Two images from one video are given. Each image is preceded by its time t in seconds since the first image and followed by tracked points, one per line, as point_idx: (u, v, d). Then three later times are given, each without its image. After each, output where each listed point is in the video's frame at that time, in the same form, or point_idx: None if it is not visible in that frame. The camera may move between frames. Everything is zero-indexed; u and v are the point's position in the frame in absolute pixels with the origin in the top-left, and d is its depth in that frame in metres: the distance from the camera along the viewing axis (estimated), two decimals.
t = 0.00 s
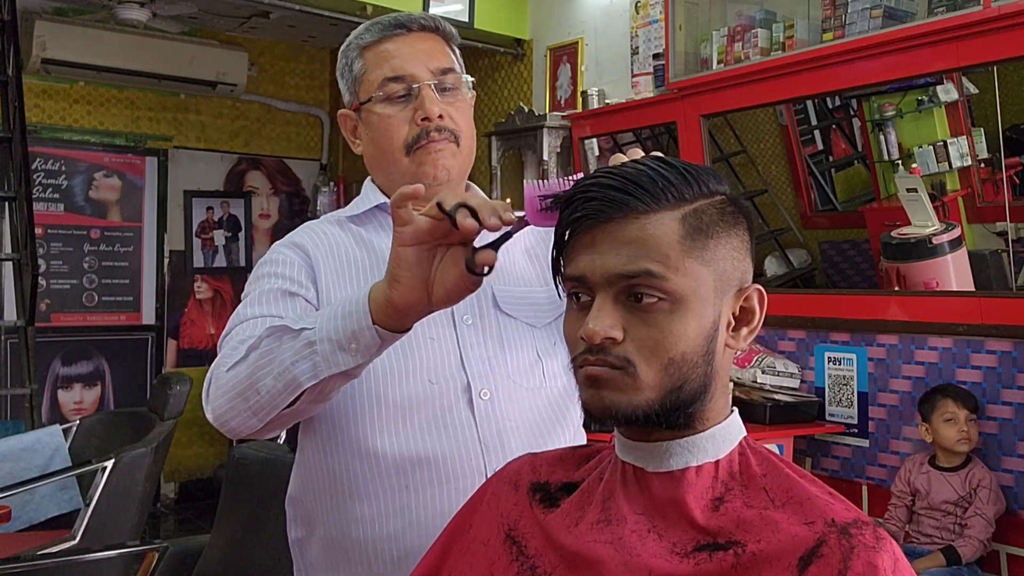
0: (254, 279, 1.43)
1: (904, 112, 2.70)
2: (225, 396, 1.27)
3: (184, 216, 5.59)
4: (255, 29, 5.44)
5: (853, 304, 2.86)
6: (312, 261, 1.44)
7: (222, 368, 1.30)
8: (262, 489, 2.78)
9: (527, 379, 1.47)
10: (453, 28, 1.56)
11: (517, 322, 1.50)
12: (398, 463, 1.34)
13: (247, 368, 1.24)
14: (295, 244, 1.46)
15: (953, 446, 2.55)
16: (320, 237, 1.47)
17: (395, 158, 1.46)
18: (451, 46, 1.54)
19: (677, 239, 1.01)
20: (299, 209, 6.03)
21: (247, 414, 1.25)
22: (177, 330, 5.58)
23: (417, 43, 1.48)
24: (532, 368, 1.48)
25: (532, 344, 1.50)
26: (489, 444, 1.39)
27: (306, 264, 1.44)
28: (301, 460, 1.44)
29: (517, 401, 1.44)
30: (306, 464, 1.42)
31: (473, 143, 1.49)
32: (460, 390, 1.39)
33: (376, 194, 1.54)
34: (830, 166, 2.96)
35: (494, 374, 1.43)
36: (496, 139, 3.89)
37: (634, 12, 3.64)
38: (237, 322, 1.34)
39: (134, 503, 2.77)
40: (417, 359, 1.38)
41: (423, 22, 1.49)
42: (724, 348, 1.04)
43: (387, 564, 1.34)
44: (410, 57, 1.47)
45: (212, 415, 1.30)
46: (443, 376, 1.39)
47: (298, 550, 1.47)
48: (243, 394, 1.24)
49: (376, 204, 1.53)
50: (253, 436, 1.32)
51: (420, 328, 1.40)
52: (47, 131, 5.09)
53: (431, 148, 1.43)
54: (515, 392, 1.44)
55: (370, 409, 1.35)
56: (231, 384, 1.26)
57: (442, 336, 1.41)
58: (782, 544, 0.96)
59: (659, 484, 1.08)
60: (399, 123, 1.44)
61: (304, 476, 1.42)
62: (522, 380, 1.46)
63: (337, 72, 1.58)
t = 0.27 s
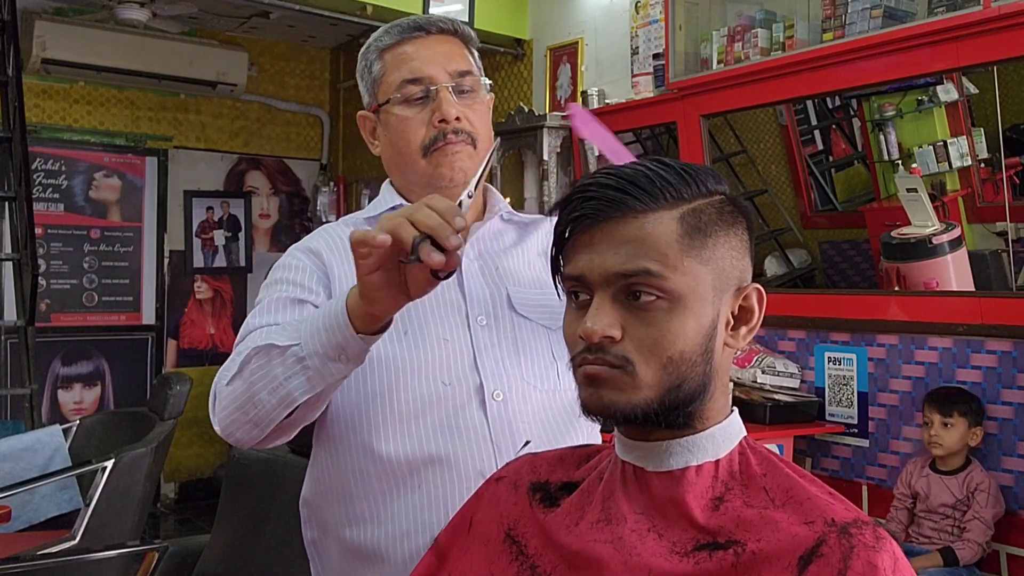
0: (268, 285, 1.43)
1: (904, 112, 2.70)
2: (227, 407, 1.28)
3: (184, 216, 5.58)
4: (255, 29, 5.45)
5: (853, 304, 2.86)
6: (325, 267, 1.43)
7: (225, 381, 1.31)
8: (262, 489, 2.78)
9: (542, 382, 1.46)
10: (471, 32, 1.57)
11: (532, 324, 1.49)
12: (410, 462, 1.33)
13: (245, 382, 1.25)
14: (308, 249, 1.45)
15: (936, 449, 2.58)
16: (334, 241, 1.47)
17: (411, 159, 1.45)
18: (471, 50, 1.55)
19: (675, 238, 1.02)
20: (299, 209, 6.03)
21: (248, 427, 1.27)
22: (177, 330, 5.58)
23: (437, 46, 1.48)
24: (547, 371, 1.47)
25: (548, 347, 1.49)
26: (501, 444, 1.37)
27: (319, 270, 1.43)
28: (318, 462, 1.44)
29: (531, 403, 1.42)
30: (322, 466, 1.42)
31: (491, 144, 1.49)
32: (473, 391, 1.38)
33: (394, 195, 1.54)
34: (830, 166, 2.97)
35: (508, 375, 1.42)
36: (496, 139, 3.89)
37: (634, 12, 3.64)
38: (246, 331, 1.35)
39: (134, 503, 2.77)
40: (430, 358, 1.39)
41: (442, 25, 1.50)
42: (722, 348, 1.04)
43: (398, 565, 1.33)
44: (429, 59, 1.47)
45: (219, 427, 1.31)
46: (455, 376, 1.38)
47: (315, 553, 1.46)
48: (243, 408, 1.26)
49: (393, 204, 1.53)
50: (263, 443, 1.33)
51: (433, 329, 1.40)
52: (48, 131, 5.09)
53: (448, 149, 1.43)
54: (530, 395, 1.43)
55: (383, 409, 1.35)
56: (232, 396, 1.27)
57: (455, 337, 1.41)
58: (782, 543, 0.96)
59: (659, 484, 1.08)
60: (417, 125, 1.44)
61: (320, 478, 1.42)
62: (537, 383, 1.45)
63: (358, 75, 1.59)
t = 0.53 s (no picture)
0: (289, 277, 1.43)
1: (904, 112, 2.70)
2: (240, 399, 1.28)
3: (184, 216, 5.58)
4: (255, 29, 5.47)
5: (853, 304, 2.86)
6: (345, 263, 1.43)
7: (240, 369, 1.30)
8: (262, 489, 2.78)
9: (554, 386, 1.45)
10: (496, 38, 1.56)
11: (547, 328, 1.49)
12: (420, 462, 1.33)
13: (259, 375, 1.25)
14: (330, 245, 1.45)
15: (929, 451, 2.59)
16: (355, 238, 1.47)
17: (433, 162, 1.45)
18: (495, 54, 1.53)
19: (674, 237, 1.02)
20: (299, 209, 6.02)
21: (260, 419, 1.26)
22: (177, 330, 5.58)
23: (463, 49, 1.47)
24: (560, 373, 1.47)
25: (563, 351, 1.48)
26: (512, 445, 1.37)
27: (340, 266, 1.43)
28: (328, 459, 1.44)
29: (543, 406, 1.42)
30: (333, 462, 1.42)
31: (512, 149, 1.50)
32: (485, 391, 1.38)
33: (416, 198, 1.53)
34: (830, 167, 2.98)
35: (521, 378, 1.42)
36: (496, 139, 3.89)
37: (634, 12, 3.64)
38: (264, 321, 1.35)
39: (134, 503, 2.77)
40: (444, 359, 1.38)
41: (468, 30, 1.48)
42: (722, 347, 1.04)
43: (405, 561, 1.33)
44: (455, 64, 1.46)
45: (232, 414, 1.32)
46: (467, 376, 1.39)
47: (324, 548, 1.47)
48: (256, 399, 1.25)
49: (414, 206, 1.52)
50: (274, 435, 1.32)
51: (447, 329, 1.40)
52: (48, 131, 5.10)
53: (470, 154, 1.43)
54: (542, 398, 1.43)
55: (395, 407, 1.35)
56: (245, 388, 1.27)
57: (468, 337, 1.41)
58: (782, 543, 0.96)
59: (659, 484, 1.08)
60: (440, 128, 1.43)
61: (331, 473, 1.42)
62: (549, 386, 1.45)
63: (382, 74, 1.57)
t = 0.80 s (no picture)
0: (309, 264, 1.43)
1: (904, 112, 2.70)
2: (264, 368, 1.26)
3: (184, 216, 5.58)
4: (255, 29, 5.48)
5: (853, 304, 2.86)
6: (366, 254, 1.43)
7: (264, 338, 1.29)
8: (262, 489, 2.78)
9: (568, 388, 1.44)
10: (526, 45, 1.56)
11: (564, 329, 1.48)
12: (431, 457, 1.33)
13: (287, 341, 1.24)
14: (351, 234, 1.45)
15: (930, 449, 2.59)
16: (376, 231, 1.47)
17: (458, 161, 1.42)
18: (525, 60, 1.53)
19: (675, 237, 1.01)
20: (299, 209, 6.02)
21: (285, 386, 1.25)
22: (177, 330, 5.58)
23: (493, 52, 1.47)
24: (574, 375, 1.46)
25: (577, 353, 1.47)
26: (522, 444, 1.36)
27: (360, 256, 1.43)
28: (340, 449, 1.44)
29: (556, 408, 1.41)
30: (345, 456, 1.43)
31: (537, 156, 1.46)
32: (499, 390, 1.37)
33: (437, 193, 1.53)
34: (830, 167, 2.97)
35: (537, 379, 1.41)
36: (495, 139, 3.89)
37: (634, 12, 3.64)
38: (284, 301, 1.33)
39: (134, 503, 2.77)
40: (460, 355, 1.38)
41: (499, 33, 1.49)
42: (723, 347, 1.04)
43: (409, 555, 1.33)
44: (485, 65, 1.45)
45: (251, 387, 1.30)
46: (482, 374, 1.38)
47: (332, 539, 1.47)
48: (281, 364, 1.24)
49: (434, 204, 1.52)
50: (290, 410, 1.31)
51: (463, 326, 1.40)
52: (47, 131, 5.10)
53: (495, 154, 1.40)
54: (556, 400, 1.42)
55: (408, 402, 1.35)
56: (271, 355, 1.26)
57: (484, 334, 1.40)
58: (782, 544, 0.96)
59: (660, 484, 1.08)
60: (467, 128, 1.41)
61: (342, 466, 1.43)
62: (564, 388, 1.44)
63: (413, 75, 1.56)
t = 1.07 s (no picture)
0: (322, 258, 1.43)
1: (904, 112, 2.70)
2: (267, 355, 1.28)
3: (184, 216, 5.58)
4: (255, 29, 5.48)
5: (853, 304, 2.86)
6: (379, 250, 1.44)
7: (270, 328, 1.31)
8: (262, 489, 2.78)
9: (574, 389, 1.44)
10: (545, 49, 1.56)
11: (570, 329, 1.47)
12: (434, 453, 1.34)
13: (291, 328, 1.25)
14: (364, 230, 1.46)
15: (930, 446, 2.60)
16: (389, 228, 1.47)
17: (472, 160, 1.42)
18: (542, 63, 1.53)
19: (673, 238, 1.02)
20: (299, 209, 6.02)
21: (286, 371, 1.26)
22: (177, 330, 5.58)
23: (509, 53, 1.47)
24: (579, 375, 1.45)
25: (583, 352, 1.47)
26: (524, 443, 1.36)
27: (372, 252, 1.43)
28: (348, 444, 1.46)
29: (561, 408, 1.41)
30: (353, 452, 1.43)
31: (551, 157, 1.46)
32: (503, 388, 1.37)
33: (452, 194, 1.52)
34: (830, 167, 2.98)
35: (542, 378, 1.40)
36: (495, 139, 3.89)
37: (634, 12, 3.64)
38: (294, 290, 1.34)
39: (134, 503, 2.77)
40: (466, 352, 1.38)
41: (517, 35, 1.50)
42: (721, 347, 1.04)
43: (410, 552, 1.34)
44: (501, 65, 1.45)
45: (255, 374, 1.31)
46: (487, 372, 1.38)
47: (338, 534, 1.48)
48: (285, 350, 1.25)
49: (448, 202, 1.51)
50: (295, 397, 1.32)
51: (469, 324, 1.40)
52: (47, 131, 5.11)
53: (507, 153, 1.39)
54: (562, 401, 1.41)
55: (413, 399, 1.36)
56: (275, 341, 1.27)
57: (490, 332, 1.40)
58: (782, 544, 0.96)
59: (659, 484, 1.08)
60: (480, 127, 1.42)
61: (350, 462, 1.44)
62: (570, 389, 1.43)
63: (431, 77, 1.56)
